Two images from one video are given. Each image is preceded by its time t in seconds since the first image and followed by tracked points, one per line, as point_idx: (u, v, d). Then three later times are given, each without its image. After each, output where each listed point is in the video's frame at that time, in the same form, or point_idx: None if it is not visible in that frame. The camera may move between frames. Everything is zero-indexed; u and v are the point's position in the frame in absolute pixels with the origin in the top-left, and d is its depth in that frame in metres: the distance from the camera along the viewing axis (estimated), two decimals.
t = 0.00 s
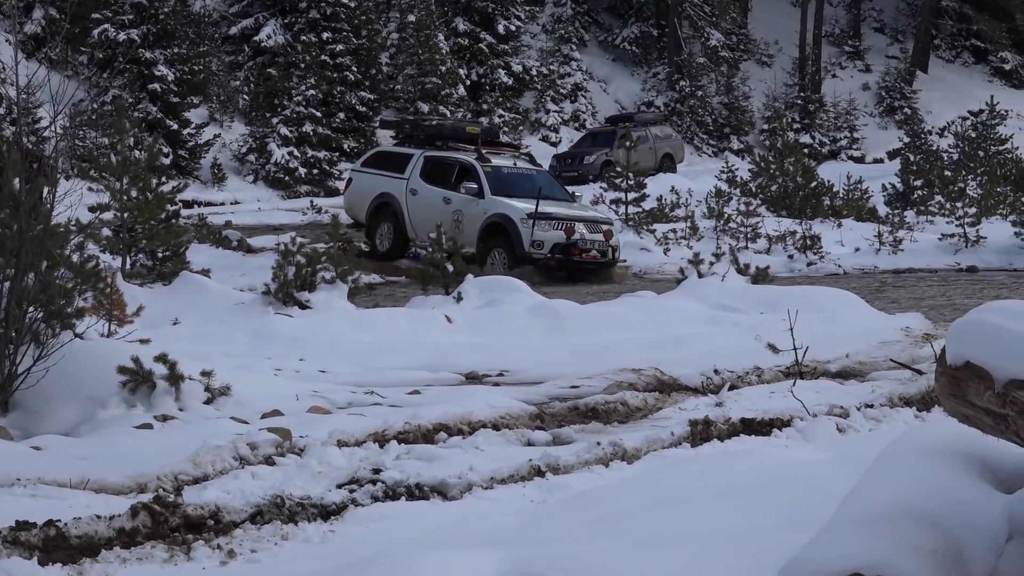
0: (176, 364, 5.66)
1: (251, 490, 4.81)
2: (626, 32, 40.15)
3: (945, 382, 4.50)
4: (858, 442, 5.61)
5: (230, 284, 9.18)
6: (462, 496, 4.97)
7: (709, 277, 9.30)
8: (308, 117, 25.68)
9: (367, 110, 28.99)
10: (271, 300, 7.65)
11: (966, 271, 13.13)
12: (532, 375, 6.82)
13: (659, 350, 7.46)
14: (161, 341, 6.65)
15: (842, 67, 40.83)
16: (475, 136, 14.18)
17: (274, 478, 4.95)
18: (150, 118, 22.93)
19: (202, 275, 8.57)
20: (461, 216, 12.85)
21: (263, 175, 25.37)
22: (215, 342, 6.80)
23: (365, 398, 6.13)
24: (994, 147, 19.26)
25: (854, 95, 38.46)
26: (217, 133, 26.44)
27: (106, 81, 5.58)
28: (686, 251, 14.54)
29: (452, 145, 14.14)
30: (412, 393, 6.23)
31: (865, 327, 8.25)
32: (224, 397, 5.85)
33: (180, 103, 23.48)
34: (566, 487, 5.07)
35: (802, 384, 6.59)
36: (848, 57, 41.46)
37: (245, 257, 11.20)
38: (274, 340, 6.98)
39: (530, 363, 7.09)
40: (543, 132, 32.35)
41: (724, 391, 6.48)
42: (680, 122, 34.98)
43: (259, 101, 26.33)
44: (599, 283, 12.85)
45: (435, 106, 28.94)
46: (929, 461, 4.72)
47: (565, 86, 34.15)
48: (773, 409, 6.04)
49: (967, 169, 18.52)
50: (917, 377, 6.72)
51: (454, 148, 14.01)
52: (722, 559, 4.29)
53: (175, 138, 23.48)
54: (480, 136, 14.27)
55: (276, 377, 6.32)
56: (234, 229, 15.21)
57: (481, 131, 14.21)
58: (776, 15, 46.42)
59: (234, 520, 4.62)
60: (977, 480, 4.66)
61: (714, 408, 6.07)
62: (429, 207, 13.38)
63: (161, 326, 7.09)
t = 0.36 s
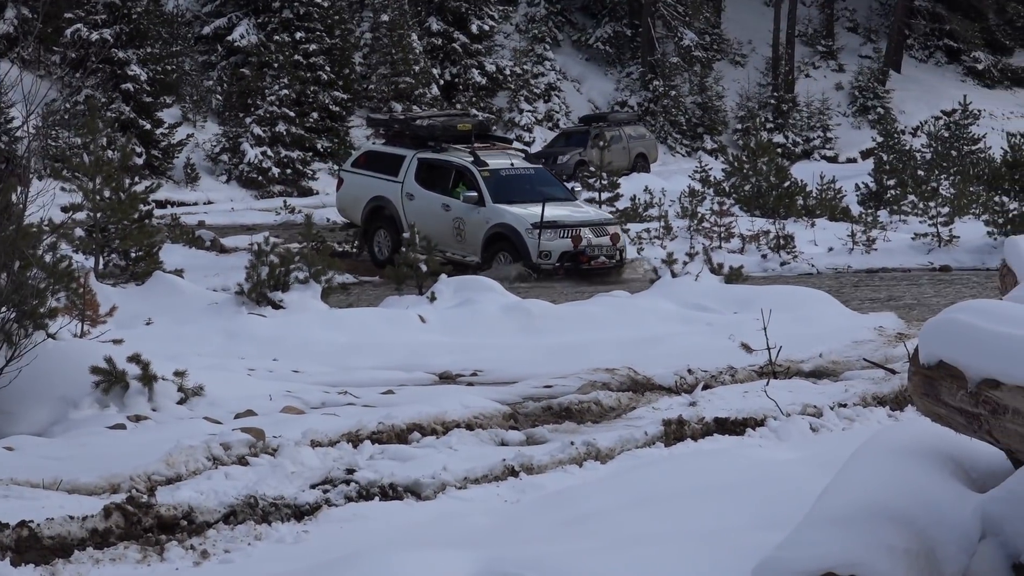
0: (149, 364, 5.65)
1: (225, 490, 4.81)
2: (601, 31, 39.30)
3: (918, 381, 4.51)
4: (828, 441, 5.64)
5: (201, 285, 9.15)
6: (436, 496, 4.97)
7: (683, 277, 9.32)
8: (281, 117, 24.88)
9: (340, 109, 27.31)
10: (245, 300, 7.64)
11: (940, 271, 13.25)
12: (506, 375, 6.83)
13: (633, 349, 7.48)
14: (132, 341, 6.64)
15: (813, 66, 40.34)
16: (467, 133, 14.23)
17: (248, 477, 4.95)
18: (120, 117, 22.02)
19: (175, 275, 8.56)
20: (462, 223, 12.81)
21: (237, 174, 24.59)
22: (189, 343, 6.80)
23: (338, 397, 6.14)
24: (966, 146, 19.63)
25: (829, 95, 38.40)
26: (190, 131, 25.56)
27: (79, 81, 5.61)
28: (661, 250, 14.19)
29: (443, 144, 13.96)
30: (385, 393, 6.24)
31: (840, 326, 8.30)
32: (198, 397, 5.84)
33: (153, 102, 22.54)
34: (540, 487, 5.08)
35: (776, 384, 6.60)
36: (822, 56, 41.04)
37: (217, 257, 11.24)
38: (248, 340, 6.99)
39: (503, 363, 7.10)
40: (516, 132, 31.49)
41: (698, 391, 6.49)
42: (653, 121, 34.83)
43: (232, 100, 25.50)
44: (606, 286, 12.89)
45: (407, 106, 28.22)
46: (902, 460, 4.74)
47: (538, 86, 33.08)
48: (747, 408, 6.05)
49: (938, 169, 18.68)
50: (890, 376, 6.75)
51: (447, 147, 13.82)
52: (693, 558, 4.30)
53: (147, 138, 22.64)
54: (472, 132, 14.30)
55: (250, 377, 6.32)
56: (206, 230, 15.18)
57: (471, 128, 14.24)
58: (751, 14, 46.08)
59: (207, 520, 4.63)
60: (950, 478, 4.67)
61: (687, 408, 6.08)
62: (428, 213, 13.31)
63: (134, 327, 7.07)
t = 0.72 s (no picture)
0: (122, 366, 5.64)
1: (197, 493, 4.80)
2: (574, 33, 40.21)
3: (890, 382, 4.52)
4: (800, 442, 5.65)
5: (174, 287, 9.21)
6: (408, 498, 4.98)
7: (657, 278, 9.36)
8: (253, 118, 26.83)
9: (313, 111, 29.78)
10: (219, 301, 7.65)
11: (911, 271, 13.38)
12: (478, 377, 6.84)
13: (606, 350, 7.50)
14: (105, 342, 6.68)
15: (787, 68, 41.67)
16: (470, 134, 14.42)
17: (221, 480, 4.95)
18: (96, 119, 23.87)
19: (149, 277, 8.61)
20: (472, 221, 12.86)
21: (209, 177, 26.59)
22: (162, 345, 6.83)
23: (311, 399, 6.14)
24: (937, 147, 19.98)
25: (801, 96, 39.56)
26: (163, 135, 27.76)
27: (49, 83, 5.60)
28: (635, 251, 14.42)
29: (446, 147, 14.21)
30: (357, 395, 6.24)
31: (815, 328, 8.35)
32: (171, 400, 5.84)
33: (126, 104, 24.40)
34: (513, 489, 5.07)
35: (748, 386, 6.60)
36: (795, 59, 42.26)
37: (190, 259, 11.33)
38: (221, 342, 7.01)
39: (475, 365, 7.12)
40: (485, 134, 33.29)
41: (671, 392, 6.51)
42: (625, 123, 36.10)
43: (205, 101, 26.95)
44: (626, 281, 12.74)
45: (379, 107, 30.43)
46: (873, 462, 4.72)
47: (510, 88, 35.62)
48: (721, 410, 6.07)
49: (911, 170, 19.01)
50: (862, 377, 6.78)
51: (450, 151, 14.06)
52: (663, 560, 4.28)
53: (122, 140, 24.59)
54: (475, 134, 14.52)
55: (222, 379, 6.33)
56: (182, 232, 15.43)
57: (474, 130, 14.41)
58: (721, 15, 47.13)
59: (179, 522, 4.63)
60: (923, 480, 4.65)
61: (660, 410, 6.09)
62: (436, 214, 13.35)
63: (106, 329, 7.11)
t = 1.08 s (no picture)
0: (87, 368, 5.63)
1: (163, 495, 4.80)
2: (540, 35, 41.84)
3: (856, 384, 4.45)
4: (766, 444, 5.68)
5: (141, 289, 9.25)
6: (375, 501, 4.98)
7: (624, 281, 9.46)
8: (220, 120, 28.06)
9: (279, 113, 30.96)
10: (184, 304, 7.67)
11: (878, 275, 13.69)
12: (446, 380, 6.86)
13: (575, 352, 7.55)
14: (69, 345, 6.71)
15: (756, 71, 42.90)
16: (483, 142, 14.41)
17: (188, 482, 4.94)
18: (60, 121, 25.29)
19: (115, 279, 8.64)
20: (485, 223, 12.94)
21: (174, 180, 27.99)
22: (128, 347, 6.87)
23: (278, 402, 6.15)
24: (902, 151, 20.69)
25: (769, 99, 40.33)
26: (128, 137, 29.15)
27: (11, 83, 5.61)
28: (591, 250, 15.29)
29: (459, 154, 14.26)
30: (324, 397, 6.26)
31: (782, 330, 8.49)
32: (137, 402, 5.84)
33: (91, 107, 25.82)
34: (480, 491, 5.08)
35: (715, 388, 6.63)
36: (762, 60, 43.73)
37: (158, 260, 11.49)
38: (188, 344, 7.05)
39: (443, 367, 7.16)
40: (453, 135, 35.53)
41: (638, 395, 6.54)
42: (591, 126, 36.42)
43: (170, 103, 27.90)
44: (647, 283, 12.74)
45: (346, 110, 32.10)
46: (839, 464, 4.69)
47: (477, 90, 35.63)
48: (688, 412, 6.10)
49: (878, 174, 19.35)
50: (829, 380, 6.83)
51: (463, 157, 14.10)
52: (624, 563, 4.26)
53: (87, 142, 26.02)
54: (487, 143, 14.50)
55: (188, 381, 6.34)
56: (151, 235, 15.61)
57: (487, 138, 14.46)
58: (690, 20, 48.57)
59: (146, 525, 4.62)
60: (890, 482, 4.64)
61: (627, 412, 6.11)
62: (448, 219, 13.41)
63: (71, 332, 7.14)
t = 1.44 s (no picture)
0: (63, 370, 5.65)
1: (139, 497, 4.79)
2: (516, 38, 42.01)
3: (833, 385, 4.39)
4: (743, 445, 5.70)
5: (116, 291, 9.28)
6: (352, 502, 4.98)
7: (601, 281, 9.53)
8: (197, 122, 28.40)
9: (255, 114, 31.18)
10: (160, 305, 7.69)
11: (852, 275, 13.85)
12: (422, 381, 6.91)
13: (550, 353, 7.60)
14: (44, 346, 6.74)
15: (730, 72, 42.91)
16: (499, 152, 14.36)
17: (163, 483, 4.94)
18: (35, 123, 25.60)
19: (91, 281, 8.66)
20: (501, 229, 12.99)
21: (151, 181, 28.32)
22: (105, 349, 6.92)
23: (254, 404, 6.18)
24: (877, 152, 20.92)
25: (745, 100, 40.90)
26: (105, 138, 29.47)
27: None
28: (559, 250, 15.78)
29: (476, 165, 14.25)
30: (301, 399, 6.28)
31: (759, 330, 8.55)
32: (112, 403, 5.85)
33: (67, 109, 26.22)
34: (456, 493, 5.08)
35: (691, 389, 6.66)
36: (739, 61, 43.79)
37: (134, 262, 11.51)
38: (165, 345, 7.10)
39: (418, 369, 7.20)
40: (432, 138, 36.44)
41: (615, 396, 6.57)
42: (568, 126, 37.34)
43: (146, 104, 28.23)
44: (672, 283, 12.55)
45: (322, 112, 32.93)
46: (815, 465, 4.68)
47: (454, 91, 36.76)
48: (664, 413, 6.12)
49: (854, 175, 19.51)
50: (807, 381, 6.86)
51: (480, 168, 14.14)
52: (598, 566, 4.25)
53: (62, 143, 26.24)
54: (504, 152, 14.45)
55: (164, 382, 6.38)
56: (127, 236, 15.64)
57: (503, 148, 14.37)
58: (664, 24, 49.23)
59: (122, 526, 4.62)
60: (866, 483, 4.63)
61: (603, 413, 6.14)
62: (465, 228, 13.50)
63: (47, 333, 7.18)
